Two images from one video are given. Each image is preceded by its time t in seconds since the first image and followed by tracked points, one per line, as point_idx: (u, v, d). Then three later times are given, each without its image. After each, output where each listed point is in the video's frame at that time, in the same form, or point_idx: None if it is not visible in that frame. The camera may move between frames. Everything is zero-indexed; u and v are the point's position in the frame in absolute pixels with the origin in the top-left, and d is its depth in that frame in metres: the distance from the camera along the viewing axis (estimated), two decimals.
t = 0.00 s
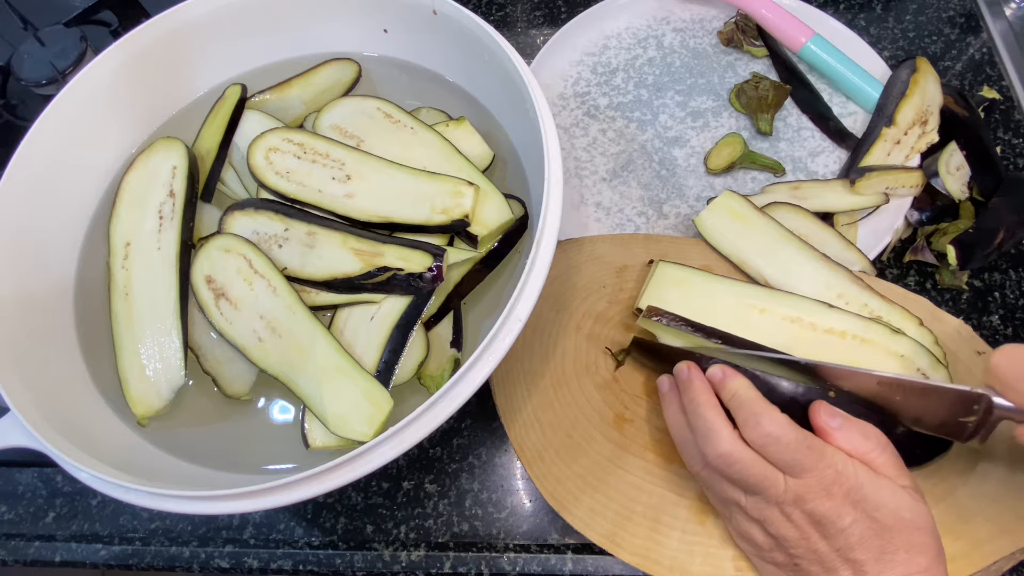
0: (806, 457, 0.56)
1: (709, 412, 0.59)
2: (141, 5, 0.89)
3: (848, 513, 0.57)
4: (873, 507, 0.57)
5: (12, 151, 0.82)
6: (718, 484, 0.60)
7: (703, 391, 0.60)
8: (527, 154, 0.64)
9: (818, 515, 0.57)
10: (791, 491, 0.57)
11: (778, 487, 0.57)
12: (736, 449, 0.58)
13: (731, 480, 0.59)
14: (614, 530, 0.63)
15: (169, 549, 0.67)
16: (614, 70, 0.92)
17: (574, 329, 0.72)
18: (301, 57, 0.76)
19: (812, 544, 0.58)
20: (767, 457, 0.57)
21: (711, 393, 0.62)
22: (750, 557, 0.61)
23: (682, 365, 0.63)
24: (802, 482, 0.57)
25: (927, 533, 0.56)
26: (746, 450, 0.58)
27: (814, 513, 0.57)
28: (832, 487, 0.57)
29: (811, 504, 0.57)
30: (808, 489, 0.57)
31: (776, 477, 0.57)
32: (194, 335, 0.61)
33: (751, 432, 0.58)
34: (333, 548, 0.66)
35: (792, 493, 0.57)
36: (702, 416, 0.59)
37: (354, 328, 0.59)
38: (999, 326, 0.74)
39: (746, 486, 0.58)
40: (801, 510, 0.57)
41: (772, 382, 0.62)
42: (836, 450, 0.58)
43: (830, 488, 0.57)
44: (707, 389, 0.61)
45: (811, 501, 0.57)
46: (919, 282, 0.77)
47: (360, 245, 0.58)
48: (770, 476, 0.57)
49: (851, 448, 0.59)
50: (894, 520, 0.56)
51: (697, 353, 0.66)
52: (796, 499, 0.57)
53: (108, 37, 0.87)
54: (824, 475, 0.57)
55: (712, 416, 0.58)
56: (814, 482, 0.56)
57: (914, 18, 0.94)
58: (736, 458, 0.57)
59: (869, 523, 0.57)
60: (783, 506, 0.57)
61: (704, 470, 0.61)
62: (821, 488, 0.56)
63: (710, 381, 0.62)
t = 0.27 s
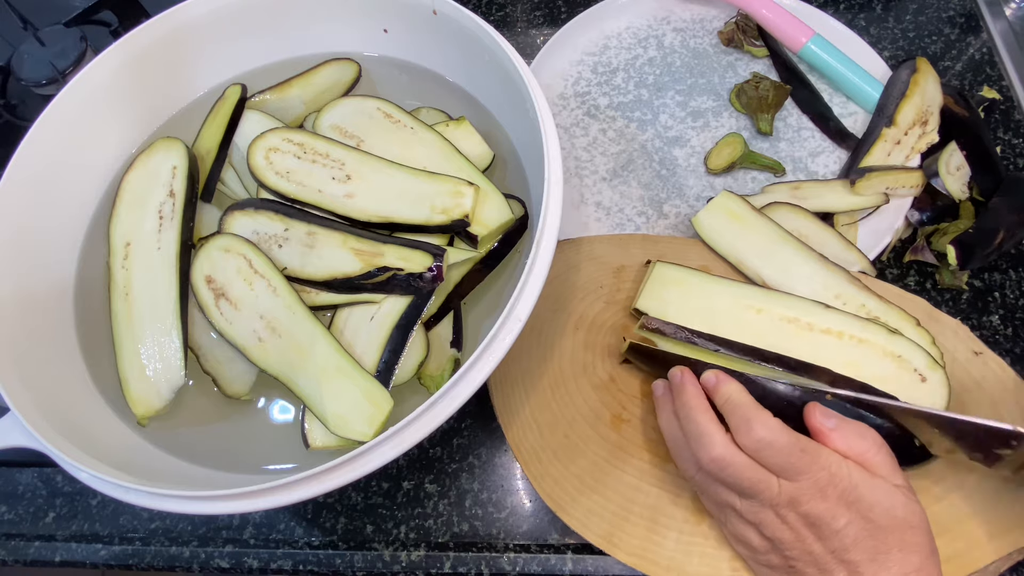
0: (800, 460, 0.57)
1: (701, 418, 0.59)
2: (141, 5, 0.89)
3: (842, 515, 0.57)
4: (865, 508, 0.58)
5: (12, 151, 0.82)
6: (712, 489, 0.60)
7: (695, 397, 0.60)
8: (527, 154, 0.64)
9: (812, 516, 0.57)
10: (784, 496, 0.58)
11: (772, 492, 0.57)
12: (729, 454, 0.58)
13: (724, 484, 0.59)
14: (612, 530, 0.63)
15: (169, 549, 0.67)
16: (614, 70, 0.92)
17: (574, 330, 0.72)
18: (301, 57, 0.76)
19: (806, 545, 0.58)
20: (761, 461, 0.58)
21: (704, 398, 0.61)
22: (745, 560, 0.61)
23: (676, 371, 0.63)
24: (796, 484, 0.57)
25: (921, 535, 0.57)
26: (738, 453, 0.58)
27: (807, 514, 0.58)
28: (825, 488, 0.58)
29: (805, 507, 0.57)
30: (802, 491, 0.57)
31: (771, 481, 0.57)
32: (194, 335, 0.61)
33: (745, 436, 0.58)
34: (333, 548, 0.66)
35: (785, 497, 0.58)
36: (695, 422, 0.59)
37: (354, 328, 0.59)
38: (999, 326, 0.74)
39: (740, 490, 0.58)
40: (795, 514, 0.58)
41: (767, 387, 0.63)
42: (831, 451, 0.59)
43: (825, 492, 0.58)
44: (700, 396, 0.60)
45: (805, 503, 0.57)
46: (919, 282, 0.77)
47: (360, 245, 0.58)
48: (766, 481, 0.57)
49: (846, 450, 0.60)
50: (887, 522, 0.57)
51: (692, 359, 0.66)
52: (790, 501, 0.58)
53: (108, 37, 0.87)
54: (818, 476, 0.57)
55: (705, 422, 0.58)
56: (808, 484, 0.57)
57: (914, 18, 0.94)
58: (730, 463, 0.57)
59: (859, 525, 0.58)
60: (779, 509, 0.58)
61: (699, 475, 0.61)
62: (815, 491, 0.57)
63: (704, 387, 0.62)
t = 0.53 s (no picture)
0: (799, 461, 0.57)
1: (700, 417, 0.59)
2: (141, 5, 0.89)
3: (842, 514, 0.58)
4: (865, 505, 0.58)
5: (12, 151, 0.82)
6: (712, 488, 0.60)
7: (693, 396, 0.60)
8: (527, 153, 0.65)
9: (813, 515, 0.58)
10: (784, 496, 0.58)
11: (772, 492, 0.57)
12: (728, 453, 0.58)
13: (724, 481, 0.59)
14: (613, 530, 0.63)
15: (169, 549, 0.67)
16: (614, 70, 0.92)
17: (574, 329, 0.72)
18: (301, 57, 0.76)
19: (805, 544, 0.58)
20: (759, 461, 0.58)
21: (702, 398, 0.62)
22: (744, 560, 0.61)
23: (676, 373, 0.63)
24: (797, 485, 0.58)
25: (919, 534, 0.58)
26: (737, 452, 0.58)
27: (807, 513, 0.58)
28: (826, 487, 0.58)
29: (805, 507, 0.58)
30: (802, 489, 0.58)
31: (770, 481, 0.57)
32: (194, 334, 0.61)
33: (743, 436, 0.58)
34: (333, 548, 0.66)
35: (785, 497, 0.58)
36: (694, 420, 0.59)
37: (354, 327, 0.59)
38: (999, 326, 0.74)
39: (740, 489, 0.58)
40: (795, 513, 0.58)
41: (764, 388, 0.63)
42: (830, 451, 0.59)
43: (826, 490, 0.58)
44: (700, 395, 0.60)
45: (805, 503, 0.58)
46: (919, 282, 0.77)
47: (360, 244, 0.58)
48: (766, 480, 0.57)
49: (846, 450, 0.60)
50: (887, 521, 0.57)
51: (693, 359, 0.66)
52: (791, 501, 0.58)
53: (108, 37, 0.87)
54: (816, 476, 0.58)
55: (703, 420, 0.59)
56: (809, 484, 0.58)
57: (914, 18, 0.94)
58: (730, 462, 0.58)
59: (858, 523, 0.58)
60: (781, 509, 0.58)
61: (698, 474, 0.61)
62: (815, 491, 0.58)
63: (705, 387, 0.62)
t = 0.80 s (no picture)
0: (801, 461, 0.57)
1: (705, 413, 0.59)
2: (141, 5, 0.89)
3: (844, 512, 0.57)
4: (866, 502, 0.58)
5: (12, 151, 0.82)
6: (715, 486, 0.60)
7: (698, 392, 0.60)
8: (527, 152, 0.65)
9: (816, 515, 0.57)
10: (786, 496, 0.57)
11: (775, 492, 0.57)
12: (732, 451, 0.58)
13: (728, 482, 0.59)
14: (613, 530, 0.63)
15: (169, 549, 0.67)
16: (614, 70, 0.92)
17: (574, 329, 0.72)
18: (302, 57, 0.76)
19: (806, 544, 0.58)
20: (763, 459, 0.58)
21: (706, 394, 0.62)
22: (745, 559, 0.61)
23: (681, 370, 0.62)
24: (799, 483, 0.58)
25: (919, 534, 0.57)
26: (740, 451, 0.58)
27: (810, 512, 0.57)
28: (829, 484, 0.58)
29: (807, 507, 0.57)
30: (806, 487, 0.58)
31: (773, 481, 0.57)
32: (195, 335, 0.61)
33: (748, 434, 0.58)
34: (333, 548, 0.66)
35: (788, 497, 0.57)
36: (697, 417, 0.59)
37: (355, 326, 0.59)
38: (999, 326, 0.74)
39: (742, 487, 0.58)
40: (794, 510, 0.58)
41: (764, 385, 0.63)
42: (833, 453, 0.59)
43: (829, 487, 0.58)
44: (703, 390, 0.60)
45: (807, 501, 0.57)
46: (919, 282, 0.77)
47: (361, 243, 0.58)
48: (768, 479, 0.57)
49: (847, 449, 0.60)
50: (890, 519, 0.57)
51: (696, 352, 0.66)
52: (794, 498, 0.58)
53: (108, 37, 0.87)
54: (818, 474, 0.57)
55: (706, 417, 0.59)
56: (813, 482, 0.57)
57: (914, 18, 0.94)
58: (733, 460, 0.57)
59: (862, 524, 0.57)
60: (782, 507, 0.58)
61: (701, 472, 0.61)
62: (818, 492, 0.57)
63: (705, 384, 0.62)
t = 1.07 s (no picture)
0: (807, 459, 0.57)
1: (708, 414, 0.59)
2: (141, 5, 0.89)
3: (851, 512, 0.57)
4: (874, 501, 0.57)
5: (11, 151, 0.82)
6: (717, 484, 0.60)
7: (699, 394, 0.60)
8: (526, 151, 0.65)
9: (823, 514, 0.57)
10: (788, 494, 0.58)
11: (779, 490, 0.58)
12: (736, 450, 0.58)
13: (731, 481, 0.59)
14: (613, 530, 0.63)
15: (169, 549, 0.67)
16: (614, 70, 0.92)
17: (574, 328, 0.72)
18: (302, 57, 0.76)
19: (811, 544, 0.58)
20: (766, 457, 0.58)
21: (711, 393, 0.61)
22: (747, 557, 0.61)
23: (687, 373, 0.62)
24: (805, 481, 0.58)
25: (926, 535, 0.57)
26: (745, 450, 0.58)
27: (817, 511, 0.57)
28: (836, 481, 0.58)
29: (812, 506, 0.57)
30: (814, 485, 0.58)
31: (776, 479, 0.58)
32: (196, 335, 0.61)
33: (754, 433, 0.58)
34: (333, 548, 0.66)
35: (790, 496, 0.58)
36: (700, 417, 0.59)
37: (356, 325, 0.59)
38: (999, 326, 0.74)
39: (746, 487, 0.58)
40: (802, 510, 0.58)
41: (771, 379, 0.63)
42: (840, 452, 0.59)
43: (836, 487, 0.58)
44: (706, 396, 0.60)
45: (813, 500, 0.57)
46: (919, 282, 0.77)
47: (362, 242, 0.58)
48: (773, 478, 0.57)
49: (851, 446, 0.60)
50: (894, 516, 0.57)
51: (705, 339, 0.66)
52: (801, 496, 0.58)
53: (108, 37, 0.87)
54: (823, 473, 0.58)
55: (710, 418, 0.59)
56: (819, 482, 0.58)
57: (914, 18, 0.94)
58: (739, 457, 0.58)
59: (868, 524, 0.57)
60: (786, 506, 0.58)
61: (704, 472, 0.61)
62: (823, 491, 0.57)
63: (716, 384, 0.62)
